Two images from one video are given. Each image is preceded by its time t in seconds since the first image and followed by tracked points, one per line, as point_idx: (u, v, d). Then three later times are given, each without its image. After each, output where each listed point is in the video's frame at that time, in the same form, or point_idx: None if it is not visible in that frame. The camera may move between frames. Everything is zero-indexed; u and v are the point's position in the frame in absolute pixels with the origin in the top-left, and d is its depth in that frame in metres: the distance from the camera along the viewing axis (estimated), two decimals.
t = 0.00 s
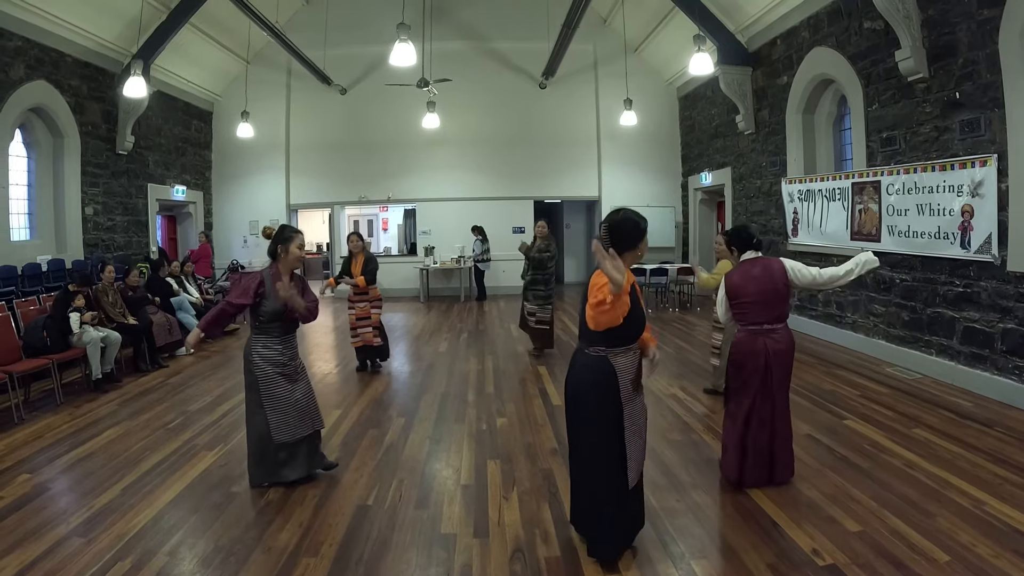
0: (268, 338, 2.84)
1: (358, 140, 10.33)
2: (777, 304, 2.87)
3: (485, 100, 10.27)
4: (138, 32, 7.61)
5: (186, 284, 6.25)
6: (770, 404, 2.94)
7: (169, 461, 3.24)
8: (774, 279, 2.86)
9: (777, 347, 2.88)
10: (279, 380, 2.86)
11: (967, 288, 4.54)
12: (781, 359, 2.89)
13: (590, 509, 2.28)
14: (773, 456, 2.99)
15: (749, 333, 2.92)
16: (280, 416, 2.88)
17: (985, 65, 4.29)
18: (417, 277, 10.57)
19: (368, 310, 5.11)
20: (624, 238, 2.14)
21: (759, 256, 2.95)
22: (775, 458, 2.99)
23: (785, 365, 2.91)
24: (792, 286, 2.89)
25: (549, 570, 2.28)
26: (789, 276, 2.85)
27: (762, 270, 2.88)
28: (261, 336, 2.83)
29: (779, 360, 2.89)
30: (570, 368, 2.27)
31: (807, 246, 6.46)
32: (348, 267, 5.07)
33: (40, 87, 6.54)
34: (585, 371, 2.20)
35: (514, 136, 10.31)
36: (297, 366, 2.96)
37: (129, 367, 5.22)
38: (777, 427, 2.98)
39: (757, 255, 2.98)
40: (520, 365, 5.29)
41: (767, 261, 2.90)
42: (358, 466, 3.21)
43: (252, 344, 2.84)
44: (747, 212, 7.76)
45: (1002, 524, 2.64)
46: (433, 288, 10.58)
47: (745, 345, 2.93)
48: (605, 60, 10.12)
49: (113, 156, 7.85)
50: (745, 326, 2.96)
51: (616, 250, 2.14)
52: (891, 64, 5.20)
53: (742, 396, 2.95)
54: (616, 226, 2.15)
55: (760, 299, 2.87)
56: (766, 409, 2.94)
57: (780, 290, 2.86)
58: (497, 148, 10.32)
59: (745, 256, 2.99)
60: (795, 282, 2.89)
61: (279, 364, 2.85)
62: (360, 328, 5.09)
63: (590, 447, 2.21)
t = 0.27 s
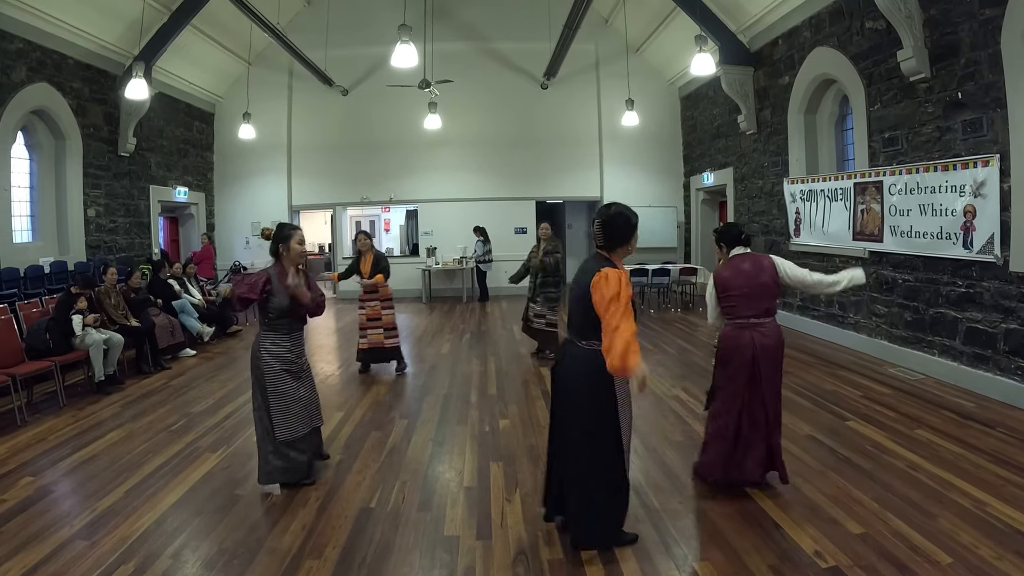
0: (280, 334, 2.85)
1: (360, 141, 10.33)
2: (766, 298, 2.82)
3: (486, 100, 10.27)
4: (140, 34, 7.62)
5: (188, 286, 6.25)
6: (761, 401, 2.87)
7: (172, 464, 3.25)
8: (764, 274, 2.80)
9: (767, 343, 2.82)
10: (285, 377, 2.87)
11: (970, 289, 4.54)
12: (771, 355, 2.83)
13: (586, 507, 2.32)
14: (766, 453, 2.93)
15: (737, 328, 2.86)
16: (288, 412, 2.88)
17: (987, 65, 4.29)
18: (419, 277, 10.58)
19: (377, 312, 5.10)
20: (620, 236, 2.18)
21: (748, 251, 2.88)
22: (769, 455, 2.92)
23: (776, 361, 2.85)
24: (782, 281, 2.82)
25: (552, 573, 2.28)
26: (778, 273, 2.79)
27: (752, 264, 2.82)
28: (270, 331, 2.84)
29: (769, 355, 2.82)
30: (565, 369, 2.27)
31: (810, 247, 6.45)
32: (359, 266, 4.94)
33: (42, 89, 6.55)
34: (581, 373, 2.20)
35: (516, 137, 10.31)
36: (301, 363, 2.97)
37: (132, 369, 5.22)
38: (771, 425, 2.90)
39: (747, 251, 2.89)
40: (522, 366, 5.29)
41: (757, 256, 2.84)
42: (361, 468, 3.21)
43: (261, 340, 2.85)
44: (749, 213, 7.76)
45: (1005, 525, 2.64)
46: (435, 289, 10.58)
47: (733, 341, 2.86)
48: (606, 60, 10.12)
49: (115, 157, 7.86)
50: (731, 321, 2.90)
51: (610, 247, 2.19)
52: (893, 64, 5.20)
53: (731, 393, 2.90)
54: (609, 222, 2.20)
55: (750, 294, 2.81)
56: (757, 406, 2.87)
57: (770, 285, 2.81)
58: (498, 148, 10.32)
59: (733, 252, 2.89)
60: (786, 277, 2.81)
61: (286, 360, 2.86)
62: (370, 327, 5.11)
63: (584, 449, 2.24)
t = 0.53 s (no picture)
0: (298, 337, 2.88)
1: (361, 142, 10.34)
2: (744, 316, 2.75)
3: (488, 101, 10.27)
4: (141, 36, 7.63)
5: (191, 288, 6.26)
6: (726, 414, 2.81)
7: (175, 467, 3.25)
8: (746, 291, 2.75)
9: (736, 357, 2.76)
10: (294, 379, 2.91)
11: (971, 290, 4.53)
12: (742, 370, 2.76)
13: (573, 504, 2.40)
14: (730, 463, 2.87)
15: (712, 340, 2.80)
16: (298, 413, 2.92)
17: (989, 65, 4.28)
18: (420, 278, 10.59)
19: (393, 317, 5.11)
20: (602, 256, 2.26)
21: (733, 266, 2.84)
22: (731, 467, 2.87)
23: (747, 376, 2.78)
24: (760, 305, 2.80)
25: None
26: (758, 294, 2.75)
27: (735, 279, 2.77)
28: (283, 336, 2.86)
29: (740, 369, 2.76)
30: (546, 379, 2.35)
31: (812, 248, 6.45)
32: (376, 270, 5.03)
33: (44, 91, 6.55)
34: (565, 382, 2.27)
35: (517, 138, 10.31)
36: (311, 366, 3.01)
37: (134, 371, 5.23)
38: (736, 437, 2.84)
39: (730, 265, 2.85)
40: (525, 369, 5.29)
41: (741, 273, 2.79)
42: (363, 471, 3.22)
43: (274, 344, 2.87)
44: (751, 214, 7.76)
45: (1007, 528, 2.63)
46: (437, 290, 10.59)
47: (708, 352, 2.81)
48: (608, 61, 10.11)
49: (117, 159, 7.88)
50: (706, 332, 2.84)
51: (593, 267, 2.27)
52: (894, 65, 5.19)
53: (699, 404, 2.84)
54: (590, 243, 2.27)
55: (728, 308, 2.76)
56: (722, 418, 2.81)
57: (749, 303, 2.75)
58: (500, 149, 10.32)
59: (717, 265, 2.87)
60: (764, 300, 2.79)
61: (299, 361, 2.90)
62: (383, 330, 5.15)
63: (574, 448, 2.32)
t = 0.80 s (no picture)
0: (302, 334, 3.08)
1: (363, 143, 10.35)
2: (733, 312, 2.80)
3: (489, 101, 10.27)
4: (143, 38, 7.64)
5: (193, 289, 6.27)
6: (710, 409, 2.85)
7: (177, 468, 3.26)
8: (737, 286, 2.78)
9: (722, 353, 2.81)
10: (297, 375, 3.11)
11: (974, 291, 4.53)
12: (727, 366, 2.82)
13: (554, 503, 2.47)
14: (711, 456, 2.93)
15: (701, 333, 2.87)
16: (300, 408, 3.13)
17: (991, 66, 4.27)
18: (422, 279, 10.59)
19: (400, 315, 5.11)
20: (586, 247, 2.30)
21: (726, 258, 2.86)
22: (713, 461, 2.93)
23: (732, 372, 2.83)
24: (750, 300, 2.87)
25: None
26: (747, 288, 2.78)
27: (727, 273, 2.79)
28: (285, 334, 3.05)
29: (725, 365, 2.81)
30: (534, 373, 2.41)
31: (814, 248, 6.45)
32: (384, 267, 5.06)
33: (46, 93, 6.57)
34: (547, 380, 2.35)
35: (519, 138, 10.31)
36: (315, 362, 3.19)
37: (136, 373, 5.24)
38: (718, 432, 2.89)
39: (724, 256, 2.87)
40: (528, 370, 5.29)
41: (733, 266, 2.82)
42: (365, 473, 3.22)
43: (280, 343, 3.06)
44: (753, 214, 7.75)
45: (1009, 530, 2.63)
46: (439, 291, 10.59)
47: (696, 345, 2.87)
48: (609, 61, 10.10)
49: (119, 161, 7.89)
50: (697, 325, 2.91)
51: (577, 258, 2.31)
52: (896, 65, 5.18)
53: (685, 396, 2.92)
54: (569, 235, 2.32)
55: (717, 302, 2.80)
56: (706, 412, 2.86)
57: (738, 298, 2.78)
58: (501, 149, 10.32)
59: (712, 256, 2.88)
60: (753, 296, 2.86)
61: (301, 359, 3.10)
62: (392, 329, 5.09)
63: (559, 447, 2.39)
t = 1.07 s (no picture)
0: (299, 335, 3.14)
1: (363, 142, 10.34)
2: (725, 322, 2.80)
3: (489, 101, 10.26)
4: (143, 38, 7.63)
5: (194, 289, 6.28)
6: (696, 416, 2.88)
7: (178, 469, 3.27)
8: (730, 296, 2.77)
9: (710, 361, 2.82)
10: (292, 376, 3.16)
11: (974, 291, 4.53)
12: (716, 376, 2.82)
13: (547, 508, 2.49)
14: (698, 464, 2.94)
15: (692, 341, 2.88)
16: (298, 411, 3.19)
17: (992, 66, 4.27)
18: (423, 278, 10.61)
19: (402, 316, 5.13)
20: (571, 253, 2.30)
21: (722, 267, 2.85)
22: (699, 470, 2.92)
23: (721, 382, 2.83)
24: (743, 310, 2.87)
25: None
26: (740, 298, 2.76)
27: (721, 283, 2.77)
28: (281, 336, 3.11)
29: (714, 374, 2.82)
30: (526, 379, 2.41)
31: (814, 248, 6.45)
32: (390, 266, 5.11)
33: (46, 93, 6.57)
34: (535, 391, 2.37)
35: (519, 138, 10.30)
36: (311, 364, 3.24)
37: (137, 373, 5.25)
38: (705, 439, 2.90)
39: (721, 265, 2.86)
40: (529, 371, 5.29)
41: (728, 275, 2.79)
42: (366, 474, 3.23)
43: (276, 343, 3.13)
44: (754, 214, 7.75)
45: (1009, 532, 2.64)
46: (439, 290, 10.59)
47: (687, 353, 2.89)
48: (610, 60, 10.09)
49: (119, 160, 7.89)
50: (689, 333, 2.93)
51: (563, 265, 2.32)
52: (897, 65, 5.17)
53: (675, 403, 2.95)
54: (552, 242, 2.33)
55: (709, 312, 2.80)
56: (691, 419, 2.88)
57: (731, 308, 2.77)
58: (501, 148, 10.31)
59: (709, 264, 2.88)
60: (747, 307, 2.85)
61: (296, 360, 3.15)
62: (393, 329, 5.18)
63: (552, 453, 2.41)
